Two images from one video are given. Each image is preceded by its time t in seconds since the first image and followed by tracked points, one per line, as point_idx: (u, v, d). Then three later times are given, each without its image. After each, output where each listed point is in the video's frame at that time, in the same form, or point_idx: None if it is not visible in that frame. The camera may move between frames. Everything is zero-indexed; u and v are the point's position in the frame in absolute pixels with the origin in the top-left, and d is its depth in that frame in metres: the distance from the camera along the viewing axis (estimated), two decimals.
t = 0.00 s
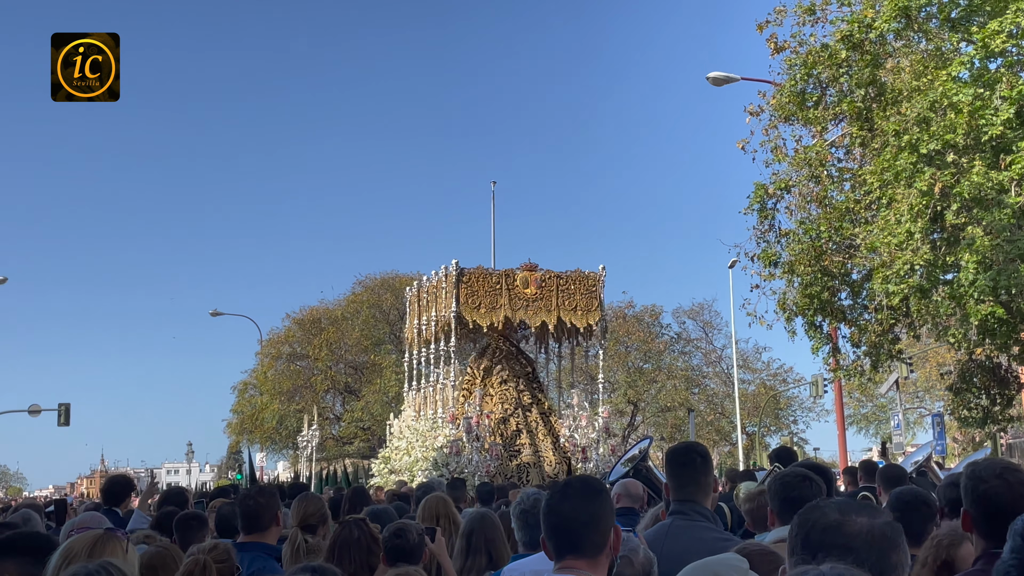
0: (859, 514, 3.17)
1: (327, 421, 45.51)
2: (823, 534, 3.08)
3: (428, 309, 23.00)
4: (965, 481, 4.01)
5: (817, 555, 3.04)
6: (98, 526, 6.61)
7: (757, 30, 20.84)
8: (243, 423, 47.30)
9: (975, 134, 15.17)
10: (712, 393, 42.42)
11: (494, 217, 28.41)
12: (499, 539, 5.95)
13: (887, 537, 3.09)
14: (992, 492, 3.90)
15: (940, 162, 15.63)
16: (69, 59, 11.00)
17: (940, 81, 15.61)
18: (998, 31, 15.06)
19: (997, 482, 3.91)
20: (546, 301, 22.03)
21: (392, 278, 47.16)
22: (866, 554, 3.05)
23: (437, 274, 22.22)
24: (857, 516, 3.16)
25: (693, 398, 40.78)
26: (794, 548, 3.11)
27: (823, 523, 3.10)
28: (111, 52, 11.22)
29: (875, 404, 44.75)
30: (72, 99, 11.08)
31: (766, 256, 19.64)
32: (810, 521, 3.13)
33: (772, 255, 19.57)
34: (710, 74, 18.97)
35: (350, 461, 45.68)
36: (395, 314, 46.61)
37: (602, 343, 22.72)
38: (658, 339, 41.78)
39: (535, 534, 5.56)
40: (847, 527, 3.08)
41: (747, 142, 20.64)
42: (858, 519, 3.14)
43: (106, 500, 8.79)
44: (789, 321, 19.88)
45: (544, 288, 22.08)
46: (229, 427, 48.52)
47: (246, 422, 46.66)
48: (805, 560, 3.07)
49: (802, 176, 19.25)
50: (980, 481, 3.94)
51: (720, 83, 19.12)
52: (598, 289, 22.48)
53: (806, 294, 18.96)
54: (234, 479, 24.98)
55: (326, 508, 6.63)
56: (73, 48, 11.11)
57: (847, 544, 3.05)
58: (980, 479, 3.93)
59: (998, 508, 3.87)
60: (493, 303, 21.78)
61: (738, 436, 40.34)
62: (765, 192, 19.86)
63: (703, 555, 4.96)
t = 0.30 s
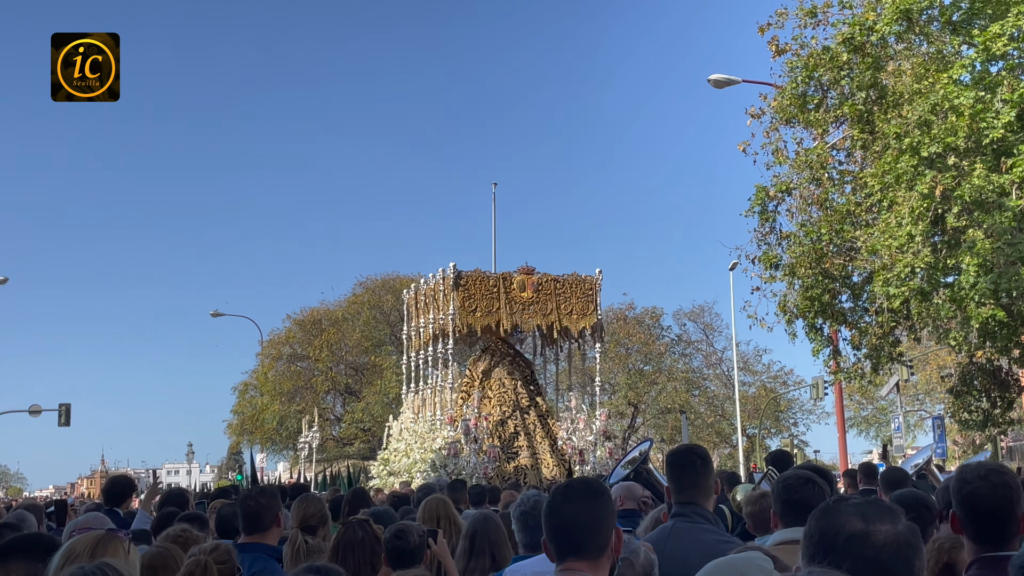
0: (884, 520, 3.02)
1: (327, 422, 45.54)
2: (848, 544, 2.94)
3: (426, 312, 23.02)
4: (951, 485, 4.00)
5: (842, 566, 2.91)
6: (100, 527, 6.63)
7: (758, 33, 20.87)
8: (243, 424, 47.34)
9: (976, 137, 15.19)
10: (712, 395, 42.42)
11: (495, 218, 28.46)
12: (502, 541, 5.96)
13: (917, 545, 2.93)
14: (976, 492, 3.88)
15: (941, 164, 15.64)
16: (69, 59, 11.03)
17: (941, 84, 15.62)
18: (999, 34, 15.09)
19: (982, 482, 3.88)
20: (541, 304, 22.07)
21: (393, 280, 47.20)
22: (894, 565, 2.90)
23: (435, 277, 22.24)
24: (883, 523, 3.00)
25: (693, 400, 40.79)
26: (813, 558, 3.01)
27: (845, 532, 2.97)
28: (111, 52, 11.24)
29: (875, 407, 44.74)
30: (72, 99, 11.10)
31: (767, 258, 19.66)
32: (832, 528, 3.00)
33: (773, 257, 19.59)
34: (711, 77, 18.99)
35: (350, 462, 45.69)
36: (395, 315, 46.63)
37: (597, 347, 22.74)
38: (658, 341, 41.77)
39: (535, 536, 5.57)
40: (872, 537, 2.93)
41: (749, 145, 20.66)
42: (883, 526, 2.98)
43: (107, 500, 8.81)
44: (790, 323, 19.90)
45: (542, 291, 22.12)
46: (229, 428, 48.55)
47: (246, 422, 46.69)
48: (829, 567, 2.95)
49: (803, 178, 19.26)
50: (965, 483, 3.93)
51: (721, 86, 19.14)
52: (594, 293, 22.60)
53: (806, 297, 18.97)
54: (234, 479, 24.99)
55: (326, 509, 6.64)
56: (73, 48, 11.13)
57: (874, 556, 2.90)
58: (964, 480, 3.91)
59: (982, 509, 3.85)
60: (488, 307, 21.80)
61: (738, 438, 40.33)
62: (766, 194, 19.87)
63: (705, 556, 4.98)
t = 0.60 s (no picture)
0: (892, 523, 3.01)
1: (328, 423, 45.53)
2: (856, 550, 2.95)
3: (424, 314, 23.03)
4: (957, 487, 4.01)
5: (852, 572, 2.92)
6: (102, 528, 6.62)
7: (760, 35, 20.87)
8: (244, 424, 47.36)
9: (978, 139, 15.20)
10: (713, 397, 42.40)
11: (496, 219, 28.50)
12: (503, 542, 5.96)
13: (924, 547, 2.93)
14: (980, 494, 3.89)
15: (943, 167, 15.65)
16: (69, 58, 11.04)
17: (944, 86, 15.61)
18: (1002, 36, 15.07)
19: (987, 484, 3.89)
20: (539, 307, 22.08)
21: (394, 281, 47.23)
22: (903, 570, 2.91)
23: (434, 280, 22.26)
24: (891, 527, 2.99)
25: (694, 401, 40.80)
26: (823, 564, 3.01)
27: (853, 539, 2.97)
28: (111, 52, 11.26)
29: (877, 409, 44.71)
30: (72, 99, 11.11)
31: (769, 260, 19.65)
32: (840, 533, 3.00)
33: (775, 259, 19.59)
34: (713, 78, 18.99)
35: (351, 463, 45.66)
36: (396, 316, 46.63)
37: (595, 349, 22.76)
38: (659, 342, 41.73)
39: (535, 537, 5.57)
40: (881, 543, 2.93)
41: (751, 146, 20.66)
42: (892, 531, 2.97)
43: (108, 500, 8.81)
44: (791, 325, 19.89)
45: (537, 293, 22.10)
46: (230, 428, 48.57)
47: (247, 423, 46.69)
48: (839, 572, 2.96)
49: (805, 180, 19.26)
50: (971, 484, 3.94)
51: (724, 88, 19.16)
52: (590, 296, 22.58)
53: (807, 299, 18.95)
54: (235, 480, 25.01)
55: (326, 509, 6.64)
56: (73, 48, 11.15)
57: (883, 561, 2.90)
58: (969, 482, 3.93)
59: (984, 511, 3.86)
60: (486, 309, 21.79)
61: (739, 440, 40.30)
62: (768, 196, 19.86)
63: (702, 558, 5.00)
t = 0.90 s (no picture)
0: (890, 524, 3.02)
1: (329, 423, 45.58)
2: (855, 552, 2.94)
3: (425, 315, 23.04)
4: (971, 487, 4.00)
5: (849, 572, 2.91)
6: (105, 527, 6.65)
7: (763, 36, 20.87)
8: (245, 424, 47.43)
9: (981, 141, 15.18)
10: (714, 398, 42.41)
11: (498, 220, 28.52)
12: (506, 542, 5.97)
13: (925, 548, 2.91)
14: (997, 495, 3.88)
15: (945, 168, 15.65)
16: (69, 59, 11.06)
17: (946, 88, 15.61)
18: (1004, 38, 15.07)
19: (1004, 485, 3.89)
20: (538, 308, 22.09)
21: (396, 281, 47.28)
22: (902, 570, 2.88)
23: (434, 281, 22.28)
24: (890, 529, 2.99)
25: (696, 403, 40.80)
26: (821, 565, 3.02)
27: (852, 540, 2.97)
28: (111, 52, 11.27)
29: (879, 411, 44.71)
30: (72, 99, 11.13)
31: (770, 261, 19.65)
32: (837, 535, 3.02)
33: (776, 260, 19.59)
34: (715, 79, 18.99)
35: (352, 463, 45.70)
36: (398, 316, 46.68)
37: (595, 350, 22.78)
38: (661, 343, 41.72)
39: (536, 537, 5.57)
40: (879, 543, 2.91)
41: (753, 147, 20.66)
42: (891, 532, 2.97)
43: (111, 499, 8.83)
44: (793, 326, 19.88)
45: (538, 294, 22.14)
46: (231, 428, 48.65)
47: (249, 423, 46.77)
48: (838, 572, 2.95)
49: (807, 182, 19.26)
50: (986, 485, 3.93)
51: (726, 89, 19.16)
52: (590, 298, 22.59)
53: (809, 301, 18.95)
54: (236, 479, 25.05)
55: (328, 509, 6.66)
56: (72, 48, 11.16)
57: (881, 561, 2.86)
58: (986, 482, 3.92)
59: (1000, 512, 3.85)
60: (483, 312, 21.80)
61: (740, 441, 40.29)
62: (770, 198, 19.86)
63: (702, 559, 5.00)
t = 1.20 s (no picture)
0: (886, 522, 3.02)
1: (331, 422, 45.62)
2: (852, 549, 2.96)
3: (426, 315, 23.08)
4: (980, 486, 4.02)
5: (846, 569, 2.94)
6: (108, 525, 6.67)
7: (765, 36, 20.87)
8: (247, 423, 47.53)
9: (984, 142, 15.16)
10: (717, 398, 42.41)
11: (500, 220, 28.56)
12: (508, 543, 5.99)
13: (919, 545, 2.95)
14: (1008, 496, 3.90)
15: (948, 169, 15.65)
16: (69, 59, 11.08)
17: (949, 88, 15.61)
18: (1007, 39, 15.06)
19: (1014, 487, 3.91)
20: (537, 309, 22.11)
21: (398, 280, 47.32)
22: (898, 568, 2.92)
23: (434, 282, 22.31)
24: (886, 526, 3.00)
25: (698, 403, 40.79)
26: (816, 564, 3.03)
27: (848, 537, 2.99)
28: (111, 52, 11.29)
29: (881, 411, 44.72)
30: (72, 99, 11.16)
31: (772, 261, 19.65)
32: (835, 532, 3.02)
33: (778, 261, 19.59)
34: (718, 79, 19.00)
35: (354, 462, 45.75)
36: (400, 315, 46.72)
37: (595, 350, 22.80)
38: (663, 343, 41.68)
39: (539, 537, 5.58)
40: (875, 541, 2.93)
41: (755, 147, 20.65)
42: (887, 530, 2.98)
43: (112, 497, 8.86)
44: (795, 327, 19.88)
45: (538, 295, 22.17)
46: (233, 426, 48.71)
47: (251, 422, 46.87)
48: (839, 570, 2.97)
49: (809, 182, 19.26)
50: (997, 486, 3.95)
51: (729, 89, 19.15)
52: (589, 299, 22.60)
53: (811, 301, 18.95)
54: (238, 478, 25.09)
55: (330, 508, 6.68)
56: (73, 48, 11.19)
57: (878, 559, 2.90)
58: (997, 483, 3.94)
59: (1010, 512, 3.87)
60: (482, 312, 21.81)
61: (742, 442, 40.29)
62: (772, 198, 19.86)
63: (704, 559, 5.01)
